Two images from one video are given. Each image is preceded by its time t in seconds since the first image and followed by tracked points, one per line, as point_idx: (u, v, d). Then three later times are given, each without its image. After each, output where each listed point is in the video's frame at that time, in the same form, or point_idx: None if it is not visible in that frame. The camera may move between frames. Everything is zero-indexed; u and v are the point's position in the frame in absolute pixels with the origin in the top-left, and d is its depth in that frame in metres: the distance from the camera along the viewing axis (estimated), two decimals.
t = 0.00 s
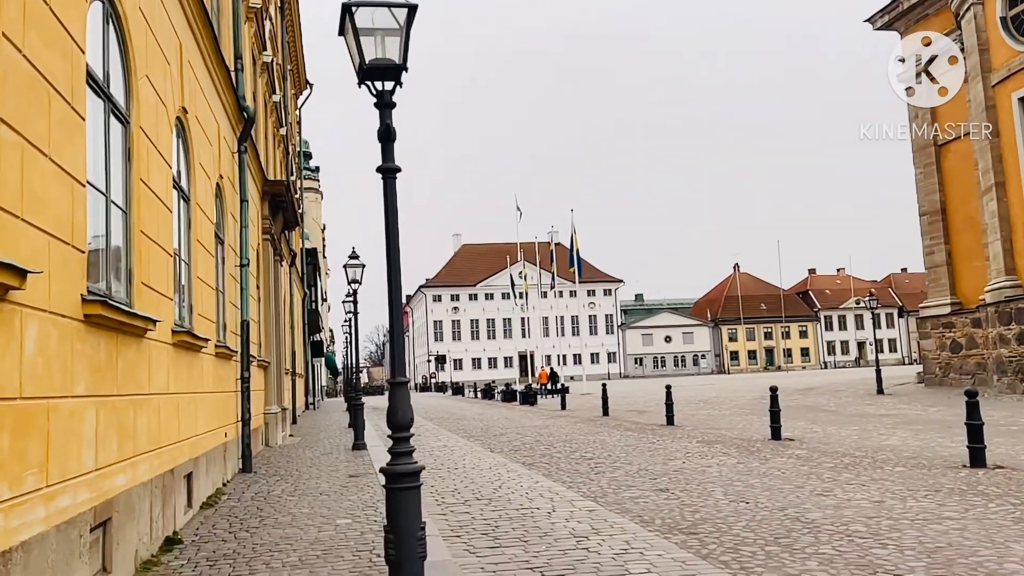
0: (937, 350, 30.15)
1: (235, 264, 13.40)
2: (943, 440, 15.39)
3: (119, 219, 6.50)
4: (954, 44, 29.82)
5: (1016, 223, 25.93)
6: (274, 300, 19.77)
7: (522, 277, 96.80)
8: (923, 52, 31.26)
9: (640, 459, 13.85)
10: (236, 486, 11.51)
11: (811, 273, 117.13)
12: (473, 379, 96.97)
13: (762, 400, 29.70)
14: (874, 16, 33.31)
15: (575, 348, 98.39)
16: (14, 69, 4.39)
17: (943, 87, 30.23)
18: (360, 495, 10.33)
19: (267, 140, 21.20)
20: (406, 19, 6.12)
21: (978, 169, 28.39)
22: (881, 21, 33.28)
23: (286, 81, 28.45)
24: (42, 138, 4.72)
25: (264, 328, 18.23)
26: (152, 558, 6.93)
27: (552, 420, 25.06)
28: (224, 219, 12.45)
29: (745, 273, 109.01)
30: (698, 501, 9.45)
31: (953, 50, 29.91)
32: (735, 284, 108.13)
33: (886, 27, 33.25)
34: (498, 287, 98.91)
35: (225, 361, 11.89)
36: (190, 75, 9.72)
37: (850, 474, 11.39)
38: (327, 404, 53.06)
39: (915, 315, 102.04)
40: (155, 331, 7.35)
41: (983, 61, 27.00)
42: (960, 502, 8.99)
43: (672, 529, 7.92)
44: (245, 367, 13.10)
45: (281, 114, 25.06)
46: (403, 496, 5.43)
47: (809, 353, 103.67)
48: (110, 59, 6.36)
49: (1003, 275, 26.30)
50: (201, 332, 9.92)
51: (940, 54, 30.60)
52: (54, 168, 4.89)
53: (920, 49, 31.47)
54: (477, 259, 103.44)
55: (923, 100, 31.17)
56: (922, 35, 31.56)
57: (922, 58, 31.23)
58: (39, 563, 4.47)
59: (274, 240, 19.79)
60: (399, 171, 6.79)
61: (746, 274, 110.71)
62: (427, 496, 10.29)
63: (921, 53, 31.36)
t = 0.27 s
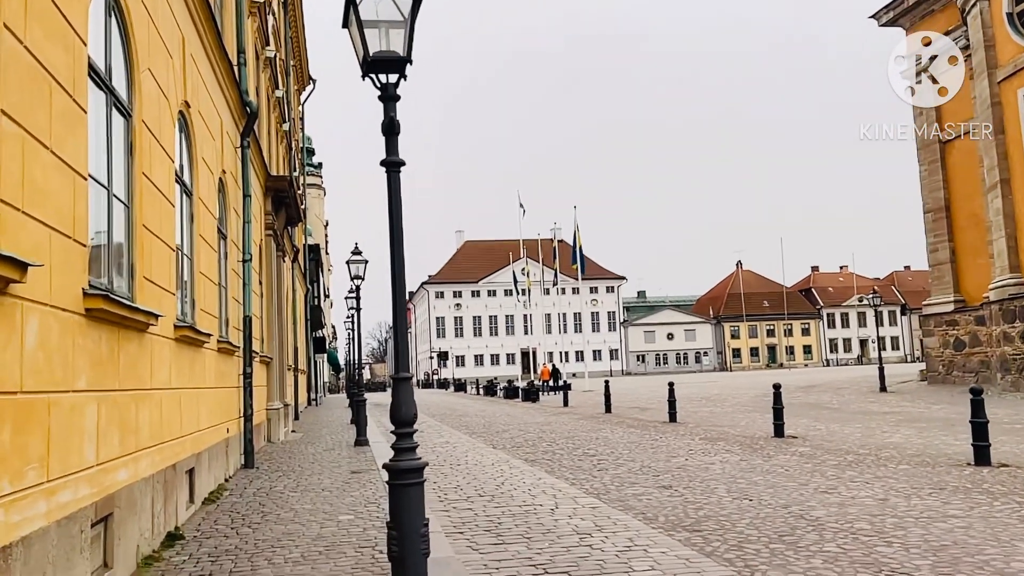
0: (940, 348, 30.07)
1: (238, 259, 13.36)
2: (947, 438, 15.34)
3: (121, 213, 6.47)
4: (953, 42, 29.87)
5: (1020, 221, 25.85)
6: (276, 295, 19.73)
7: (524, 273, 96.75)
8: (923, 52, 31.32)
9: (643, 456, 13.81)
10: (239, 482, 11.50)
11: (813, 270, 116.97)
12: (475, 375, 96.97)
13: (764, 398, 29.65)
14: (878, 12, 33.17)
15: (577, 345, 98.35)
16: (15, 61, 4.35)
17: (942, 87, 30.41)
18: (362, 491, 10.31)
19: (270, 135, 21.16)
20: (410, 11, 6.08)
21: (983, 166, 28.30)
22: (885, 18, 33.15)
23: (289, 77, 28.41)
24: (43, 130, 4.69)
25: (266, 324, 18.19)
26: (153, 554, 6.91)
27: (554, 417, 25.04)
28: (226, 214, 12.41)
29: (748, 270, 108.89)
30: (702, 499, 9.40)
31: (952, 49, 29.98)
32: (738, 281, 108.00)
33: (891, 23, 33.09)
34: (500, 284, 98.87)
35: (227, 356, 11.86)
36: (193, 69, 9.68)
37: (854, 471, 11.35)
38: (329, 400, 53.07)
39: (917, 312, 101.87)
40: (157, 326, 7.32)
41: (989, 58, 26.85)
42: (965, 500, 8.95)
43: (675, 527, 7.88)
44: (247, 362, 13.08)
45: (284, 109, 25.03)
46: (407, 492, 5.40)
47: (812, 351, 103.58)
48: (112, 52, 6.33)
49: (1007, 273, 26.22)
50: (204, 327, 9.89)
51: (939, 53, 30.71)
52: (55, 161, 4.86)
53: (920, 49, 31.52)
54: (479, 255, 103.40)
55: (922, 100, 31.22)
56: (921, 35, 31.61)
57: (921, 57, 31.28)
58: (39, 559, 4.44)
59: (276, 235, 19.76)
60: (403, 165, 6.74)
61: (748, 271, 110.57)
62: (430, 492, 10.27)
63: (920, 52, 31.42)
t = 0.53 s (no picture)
0: (935, 352, 30.11)
1: (233, 249, 13.30)
2: (941, 441, 15.35)
3: (115, 198, 6.39)
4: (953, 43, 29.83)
5: (1018, 226, 25.86)
6: (272, 286, 19.66)
7: (520, 269, 96.70)
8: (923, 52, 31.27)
9: (637, 454, 13.78)
10: (232, 472, 11.44)
11: (809, 271, 117.13)
12: (469, 370, 96.98)
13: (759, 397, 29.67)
14: (878, 15, 33.12)
15: (572, 342, 98.37)
16: (7, 40, 4.28)
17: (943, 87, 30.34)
18: (356, 483, 10.26)
19: (267, 125, 21.06)
20: None
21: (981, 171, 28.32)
22: (885, 20, 33.10)
23: (287, 67, 28.30)
24: (36, 111, 4.62)
25: (261, 315, 18.11)
26: (144, 543, 6.85)
27: (548, 413, 25.01)
28: (222, 203, 12.33)
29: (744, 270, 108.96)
30: (696, 497, 9.38)
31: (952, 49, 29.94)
32: (734, 281, 108.08)
33: (891, 25, 33.05)
34: (496, 279, 98.80)
35: (221, 346, 11.80)
36: (190, 56, 9.61)
37: (849, 473, 11.34)
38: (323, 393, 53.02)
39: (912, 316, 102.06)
40: (151, 313, 7.25)
41: (988, 62, 26.81)
42: (961, 504, 8.93)
43: (670, 525, 7.85)
44: (242, 352, 13.02)
45: (282, 99, 24.93)
46: (402, 486, 5.35)
47: (806, 352, 103.77)
48: (107, 35, 6.25)
49: (1004, 278, 26.25)
50: (198, 316, 9.82)
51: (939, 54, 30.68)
52: (48, 143, 4.79)
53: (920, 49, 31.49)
54: (476, 250, 103.33)
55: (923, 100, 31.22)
56: (921, 35, 31.58)
57: (921, 58, 31.25)
58: (29, 545, 4.39)
59: (273, 226, 19.67)
60: (402, 155, 6.67)
61: (745, 271, 110.65)
62: (424, 486, 10.22)
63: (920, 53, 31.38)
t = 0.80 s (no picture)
0: (931, 346, 30.10)
1: (228, 244, 13.24)
2: (938, 436, 15.34)
3: (109, 194, 6.34)
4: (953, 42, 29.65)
5: (1014, 220, 25.86)
6: (268, 283, 19.58)
7: (517, 265, 96.66)
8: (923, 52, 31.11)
9: (634, 450, 13.75)
10: (227, 469, 11.38)
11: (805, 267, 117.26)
12: (466, 366, 96.92)
13: (755, 393, 29.65)
14: (877, 9, 33.10)
15: (569, 338, 98.36)
16: None
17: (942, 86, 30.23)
18: (352, 481, 10.22)
19: (263, 121, 21.00)
20: None
21: (977, 166, 28.32)
22: (884, 14, 33.08)
23: (284, 63, 28.23)
24: (29, 105, 4.56)
25: (257, 312, 18.04)
26: (138, 542, 6.80)
27: (545, 409, 24.98)
28: (218, 199, 12.27)
29: (740, 266, 109.06)
30: (693, 493, 9.35)
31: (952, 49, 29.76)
32: (730, 277, 108.12)
33: (889, 20, 33.04)
34: (493, 275, 98.75)
35: (217, 343, 11.75)
36: (186, 50, 9.55)
37: (846, 468, 11.31)
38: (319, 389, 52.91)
39: (908, 311, 102.22)
40: (144, 310, 7.19)
41: (986, 56, 26.73)
42: (958, 498, 8.90)
43: (667, 521, 7.81)
44: (237, 348, 12.97)
45: (278, 95, 24.81)
46: (398, 484, 5.30)
47: (802, 347, 103.89)
48: (101, 28, 6.19)
49: (1000, 273, 26.25)
50: (193, 312, 9.76)
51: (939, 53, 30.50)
52: (41, 138, 4.73)
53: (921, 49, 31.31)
54: (472, 247, 103.26)
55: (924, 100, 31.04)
56: (922, 35, 31.42)
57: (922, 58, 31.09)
58: (20, 546, 4.33)
59: (269, 222, 19.60)
60: (398, 149, 6.62)
61: (741, 267, 110.70)
62: (420, 483, 10.18)
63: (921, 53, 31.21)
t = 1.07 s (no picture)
0: (933, 345, 30.02)
1: (228, 245, 13.17)
2: (941, 435, 15.28)
3: (107, 194, 6.28)
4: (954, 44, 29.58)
5: (1015, 219, 25.79)
6: (268, 283, 19.53)
7: (517, 265, 96.63)
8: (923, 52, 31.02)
9: (636, 450, 13.68)
10: (227, 471, 11.33)
11: (806, 266, 117.17)
12: (466, 367, 96.89)
13: (757, 393, 29.59)
14: (877, 7, 33.07)
15: (569, 338, 98.32)
16: None
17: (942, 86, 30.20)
18: (353, 482, 10.17)
19: (263, 122, 20.96)
20: None
21: (979, 164, 28.26)
22: (884, 13, 33.04)
23: (284, 63, 28.19)
24: (25, 103, 4.50)
25: (257, 312, 18.00)
26: (137, 544, 6.75)
27: (546, 409, 24.92)
28: (217, 199, 12.21)
29: (741, 265, 109.00)
30: (696, 494, 9.29)
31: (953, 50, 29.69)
32: (730, 276, 108.03)
33: (890, 19, 32.95)
34: (493, 275, 98.73)
35: (217, 343, 11.71)
36: (185, 50, 9.49)
37: (849, 468, 11.25)
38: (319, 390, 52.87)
39: (908, 310, 102.14)
40: (144, 310, 7.14)
41: (987, 55, 26.69)
42: (963, 498, 8.84)
43: (670, 522, 7.76)
44: (237, 349, 12.91)
45: (278, 95, 24.75)
46: (399, 485, 5.25)
47: (803, 346, 103.81)
48: (99, 27, 6.13)
49: (1002, 271, 26.18)
50: (193, 313, 9.72)
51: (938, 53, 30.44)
52: (38, 137, 4.68)
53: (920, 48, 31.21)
54: (473, 247, 103.23)
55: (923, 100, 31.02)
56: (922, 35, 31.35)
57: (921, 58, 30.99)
58: (17, 551, 4.28)
59: (269, 222, 19.55)
60: (399, 147, 6.56)
61: (741, 266, 110.63)
62: (421, 484, 10.13)
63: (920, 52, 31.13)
